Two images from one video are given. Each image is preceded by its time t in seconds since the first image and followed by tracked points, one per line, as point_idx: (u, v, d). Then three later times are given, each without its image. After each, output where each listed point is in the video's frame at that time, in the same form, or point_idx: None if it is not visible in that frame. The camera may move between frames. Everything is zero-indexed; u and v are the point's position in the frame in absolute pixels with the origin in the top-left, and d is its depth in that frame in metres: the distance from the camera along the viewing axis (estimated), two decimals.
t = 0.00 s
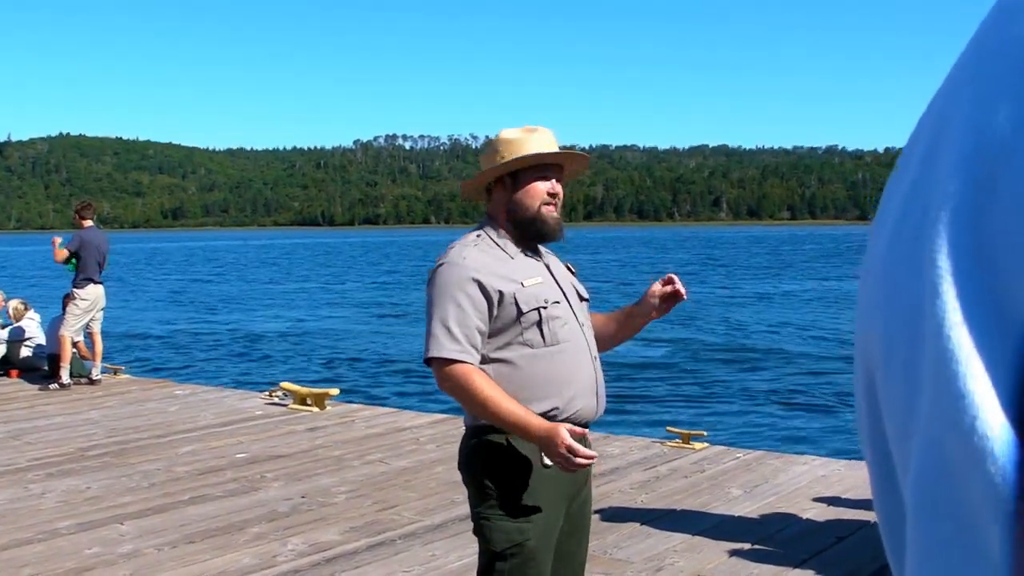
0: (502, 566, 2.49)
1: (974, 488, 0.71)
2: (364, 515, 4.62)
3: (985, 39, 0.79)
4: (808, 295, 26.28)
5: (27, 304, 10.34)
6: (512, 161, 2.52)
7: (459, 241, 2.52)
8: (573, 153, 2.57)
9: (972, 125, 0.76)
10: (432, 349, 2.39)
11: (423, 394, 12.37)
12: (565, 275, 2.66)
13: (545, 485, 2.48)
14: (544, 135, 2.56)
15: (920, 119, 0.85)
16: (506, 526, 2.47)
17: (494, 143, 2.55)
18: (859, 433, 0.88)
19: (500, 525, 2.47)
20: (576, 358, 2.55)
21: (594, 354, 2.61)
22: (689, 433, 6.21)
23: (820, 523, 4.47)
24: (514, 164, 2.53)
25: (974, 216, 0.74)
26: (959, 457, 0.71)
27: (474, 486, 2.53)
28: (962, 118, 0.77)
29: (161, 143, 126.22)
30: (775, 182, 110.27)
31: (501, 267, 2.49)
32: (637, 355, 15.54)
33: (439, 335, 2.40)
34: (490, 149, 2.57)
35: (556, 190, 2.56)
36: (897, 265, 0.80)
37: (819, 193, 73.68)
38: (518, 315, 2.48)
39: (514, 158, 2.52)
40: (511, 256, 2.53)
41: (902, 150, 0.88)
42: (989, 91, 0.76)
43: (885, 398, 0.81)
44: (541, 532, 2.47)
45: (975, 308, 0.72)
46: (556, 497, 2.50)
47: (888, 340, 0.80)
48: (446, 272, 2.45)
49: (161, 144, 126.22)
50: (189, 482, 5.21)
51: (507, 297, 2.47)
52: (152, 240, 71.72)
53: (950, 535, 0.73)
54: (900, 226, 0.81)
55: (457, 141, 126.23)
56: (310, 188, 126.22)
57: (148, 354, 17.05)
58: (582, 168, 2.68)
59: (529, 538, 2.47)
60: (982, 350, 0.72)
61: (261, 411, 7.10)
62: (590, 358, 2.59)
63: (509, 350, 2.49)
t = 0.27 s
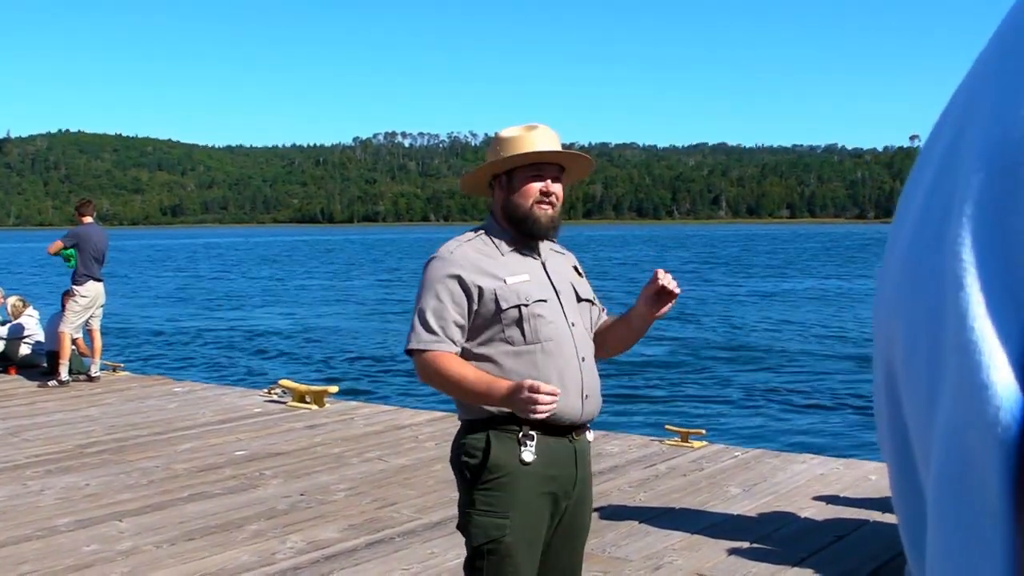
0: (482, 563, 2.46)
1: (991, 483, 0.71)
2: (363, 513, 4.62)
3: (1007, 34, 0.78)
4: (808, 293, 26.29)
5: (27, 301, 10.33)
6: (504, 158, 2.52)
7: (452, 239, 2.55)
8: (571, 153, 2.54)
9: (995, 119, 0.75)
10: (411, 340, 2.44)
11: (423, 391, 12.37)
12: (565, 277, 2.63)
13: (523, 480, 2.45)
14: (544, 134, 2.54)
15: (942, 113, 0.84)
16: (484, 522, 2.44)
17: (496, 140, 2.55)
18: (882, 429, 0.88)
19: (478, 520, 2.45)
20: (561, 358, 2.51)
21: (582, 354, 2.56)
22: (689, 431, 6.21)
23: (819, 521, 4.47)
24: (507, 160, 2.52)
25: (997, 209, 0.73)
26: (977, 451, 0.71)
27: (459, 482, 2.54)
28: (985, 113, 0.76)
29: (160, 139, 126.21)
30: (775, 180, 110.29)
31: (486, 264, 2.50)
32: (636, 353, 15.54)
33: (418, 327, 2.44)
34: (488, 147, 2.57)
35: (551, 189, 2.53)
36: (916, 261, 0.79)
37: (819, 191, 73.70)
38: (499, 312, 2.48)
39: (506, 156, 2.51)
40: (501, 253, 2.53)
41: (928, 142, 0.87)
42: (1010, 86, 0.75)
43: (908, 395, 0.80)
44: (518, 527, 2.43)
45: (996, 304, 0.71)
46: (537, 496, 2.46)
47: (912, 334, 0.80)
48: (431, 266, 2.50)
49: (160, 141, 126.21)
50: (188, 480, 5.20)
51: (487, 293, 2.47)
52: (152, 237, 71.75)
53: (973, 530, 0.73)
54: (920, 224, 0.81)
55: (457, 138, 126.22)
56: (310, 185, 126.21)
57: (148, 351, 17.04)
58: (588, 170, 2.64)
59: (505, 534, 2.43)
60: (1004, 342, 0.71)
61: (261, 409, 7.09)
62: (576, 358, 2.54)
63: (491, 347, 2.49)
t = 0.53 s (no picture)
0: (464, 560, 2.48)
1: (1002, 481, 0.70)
2: (362, 515, 4.62)
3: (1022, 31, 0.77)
4: (807, 294, 26.29)
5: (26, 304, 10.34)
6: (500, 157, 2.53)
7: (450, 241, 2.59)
8: (568, 152, 2.53)
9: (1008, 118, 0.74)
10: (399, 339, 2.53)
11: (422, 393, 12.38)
12: (563, 279, 2.60)
13: (501, 481, 2.44)
14: (542, 133, 2.54)
15: (959, 110, 0.84)
16: (464, 519, 2.46)
17: (495, 141, 2.56)
18: (899, 426, 0.88)
19: (459, 517, 2.47)
20: (545, 360, 2.50)
21: (569, 359, 2.53)
22: (688, 432, 6.21)
23: (819, 523, 4.47)
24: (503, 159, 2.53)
25: (1009, 205, 0.72)
26: (986, 447, 0.71)
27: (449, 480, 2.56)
28: (1001, 111, 0.75)
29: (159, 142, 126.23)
30: (773, 182, 110.26)
31: (474, 265, 2.52)
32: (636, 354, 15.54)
33: (405, 327, 2.52)
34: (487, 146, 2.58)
35: (546, 188, 2.52)
36: (930, 259, 0.79)
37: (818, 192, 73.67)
38: (483, 313, 2.50)
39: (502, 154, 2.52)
40: (493, 254, 2.54)
41: (942, 145, 0.86)
42: None
43: (923, 392, 0.79)
44: (494, 527, 2.43)
45: (1010, 300, 0.70)
46: (518, 496, 2.45)
47: (926, 333, 0.79)
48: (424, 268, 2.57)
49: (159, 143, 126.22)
50: (187, 482, 5.20)
51: (473, 294, 2.50)
52: (151, 239, 71.76)
53: (985, 529, 0.72)
54: (936, 220, 0.80)
55: (455, 140, 126.22)
56: (309, 187, 126.23)
57: (147, 353, 17.04)
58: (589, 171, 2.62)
59: (484, 532, 2.44)
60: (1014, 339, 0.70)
61: (260, 410, 7.09)
62: (562, 362, 2.51)
63: (477, 348, 2.51)
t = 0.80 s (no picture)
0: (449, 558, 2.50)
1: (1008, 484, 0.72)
2: (358, 517, 4.61)
3: None
4: (804, 297, 26.28)
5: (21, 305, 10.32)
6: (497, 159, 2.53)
7: (447, 244, 2.60)
8: (565, 155, 2.52)
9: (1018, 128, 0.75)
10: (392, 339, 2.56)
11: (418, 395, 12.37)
12: (557, 283, 2.57)
13: (481, 482, 2.45)
14: (540, 136, 2.54)
15: (969, 120, 0.85)
16: (448, 518, 2.48)
17: (494, 143, 2.57)
18: (906, 430, 0.88)
19: (444, 517, 2.49)
20: (528, 364, 2.48)
21: (551, 366, 2.50)
22: (684, 435, 6.21)
23: (814, 526, 4.47)
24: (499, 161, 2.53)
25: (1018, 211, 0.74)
26: (993, 449, 0.72)
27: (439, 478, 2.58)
28: (1010, 119, 0.76)
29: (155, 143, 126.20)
30: (770, 185, 110.26)
31: (463, 268, 2.52)
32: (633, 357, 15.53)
33: (397, 327, 2.55)
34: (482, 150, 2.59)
35: (540, 192, 2.51)
36: (942, 265, 0.79)
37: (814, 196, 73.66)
38: (470, 316, 2.50)
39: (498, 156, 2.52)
40: (484, 257, 2.53)
41: (951, 152, 0.88)
42: None
43: (932, 397, 0.80)
44: (474, 527, 2.44)
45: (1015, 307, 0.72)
46: (499, 497, 2.45)
47: (932, 335, 0.80)
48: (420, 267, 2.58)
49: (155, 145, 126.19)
50: (182, 483, 5.19)
51: (461, 297, 2.50)
52: (147, 241, 71.73)
53: (992, 529, 0.73)
54: (947, 227, 0.81)
55: (452, 142, 126.23)
56: (305, 189, 126.21)
57: (143, 355, 17.03)
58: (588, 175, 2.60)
59: (464, 532, 2.46)
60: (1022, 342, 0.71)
61: (255, 412, 7.08)
62: (544, 368, 2.49)
63: (464, 351, 2.52)
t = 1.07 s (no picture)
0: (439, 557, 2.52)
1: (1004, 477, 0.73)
2: (355, 517, 4.62)
3: None
4: (802, 298, 26.29)
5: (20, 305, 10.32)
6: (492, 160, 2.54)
7: (444, 245, 2.60)
8: (560, 156, 2.53)
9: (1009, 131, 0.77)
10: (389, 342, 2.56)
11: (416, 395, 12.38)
12: (555, 287, 2.57)
13: (473, 484, 2.46)
14: (536, 137, 2.54)
15: (962, 125, 0.86)
16: (440, 518, 2.49)
17: (489, 143, 2.57)
18: (902, 428, 0.90)
19: (436, 516, 2.51)
20: (523, 367, 2.49)
21: (547, 368, 2.51)
22: (681, 436, 6.21)
23: (812, 526, 4.48)
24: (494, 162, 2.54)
25: (1007, 212, 0.75)
26: (986, 442, 0.73)
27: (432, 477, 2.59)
28: (1003, 119, 0.78)
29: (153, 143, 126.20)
30: (767, 186, 110.24)
31: (459, 269, 2.53)
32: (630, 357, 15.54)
33: (395, 330, 2.55)
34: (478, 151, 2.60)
35: (535, 194, 2.52)
36: (935, 265, 0.81)
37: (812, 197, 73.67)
38: (464, 317, 2.51)
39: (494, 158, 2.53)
40: (480, 259, 2.54)
41: (947, 153, 0.89)
42: None
43: (929, 394, 0.81)
44: (466, 527, 2.46)
45: (1006, 303, 0.73)
46: (490, 499, 2.46)
47: (926, 332, 0.81)
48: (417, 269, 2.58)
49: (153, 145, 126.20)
50: (180, 484, 5.19)
51: (456, 299, 2.50)
52: (144, 241, 71.76)
53: (986, 520, 0.75)
54: (940, 228, 0.82)
55: (450, 143, 126.24)
56: (303, 189, 126.22)
57: (141, 355, 17.03)
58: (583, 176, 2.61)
59: (456, 533, 2.47)
60: (1013, 338, 0.73)
61: (253, 412, 7.08)
62: (539, 370, 2.50)
63: (459, 353, 2.53)
